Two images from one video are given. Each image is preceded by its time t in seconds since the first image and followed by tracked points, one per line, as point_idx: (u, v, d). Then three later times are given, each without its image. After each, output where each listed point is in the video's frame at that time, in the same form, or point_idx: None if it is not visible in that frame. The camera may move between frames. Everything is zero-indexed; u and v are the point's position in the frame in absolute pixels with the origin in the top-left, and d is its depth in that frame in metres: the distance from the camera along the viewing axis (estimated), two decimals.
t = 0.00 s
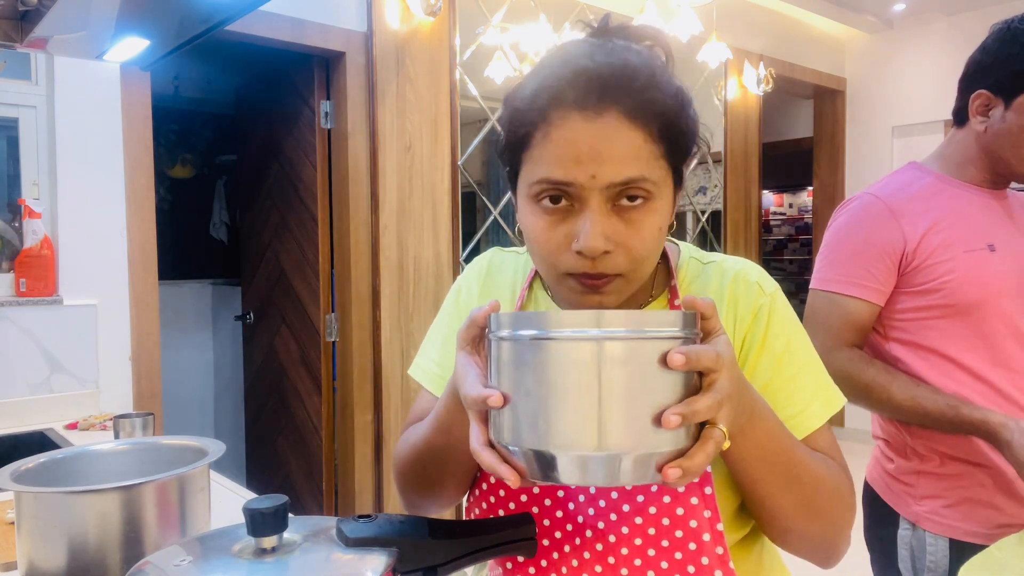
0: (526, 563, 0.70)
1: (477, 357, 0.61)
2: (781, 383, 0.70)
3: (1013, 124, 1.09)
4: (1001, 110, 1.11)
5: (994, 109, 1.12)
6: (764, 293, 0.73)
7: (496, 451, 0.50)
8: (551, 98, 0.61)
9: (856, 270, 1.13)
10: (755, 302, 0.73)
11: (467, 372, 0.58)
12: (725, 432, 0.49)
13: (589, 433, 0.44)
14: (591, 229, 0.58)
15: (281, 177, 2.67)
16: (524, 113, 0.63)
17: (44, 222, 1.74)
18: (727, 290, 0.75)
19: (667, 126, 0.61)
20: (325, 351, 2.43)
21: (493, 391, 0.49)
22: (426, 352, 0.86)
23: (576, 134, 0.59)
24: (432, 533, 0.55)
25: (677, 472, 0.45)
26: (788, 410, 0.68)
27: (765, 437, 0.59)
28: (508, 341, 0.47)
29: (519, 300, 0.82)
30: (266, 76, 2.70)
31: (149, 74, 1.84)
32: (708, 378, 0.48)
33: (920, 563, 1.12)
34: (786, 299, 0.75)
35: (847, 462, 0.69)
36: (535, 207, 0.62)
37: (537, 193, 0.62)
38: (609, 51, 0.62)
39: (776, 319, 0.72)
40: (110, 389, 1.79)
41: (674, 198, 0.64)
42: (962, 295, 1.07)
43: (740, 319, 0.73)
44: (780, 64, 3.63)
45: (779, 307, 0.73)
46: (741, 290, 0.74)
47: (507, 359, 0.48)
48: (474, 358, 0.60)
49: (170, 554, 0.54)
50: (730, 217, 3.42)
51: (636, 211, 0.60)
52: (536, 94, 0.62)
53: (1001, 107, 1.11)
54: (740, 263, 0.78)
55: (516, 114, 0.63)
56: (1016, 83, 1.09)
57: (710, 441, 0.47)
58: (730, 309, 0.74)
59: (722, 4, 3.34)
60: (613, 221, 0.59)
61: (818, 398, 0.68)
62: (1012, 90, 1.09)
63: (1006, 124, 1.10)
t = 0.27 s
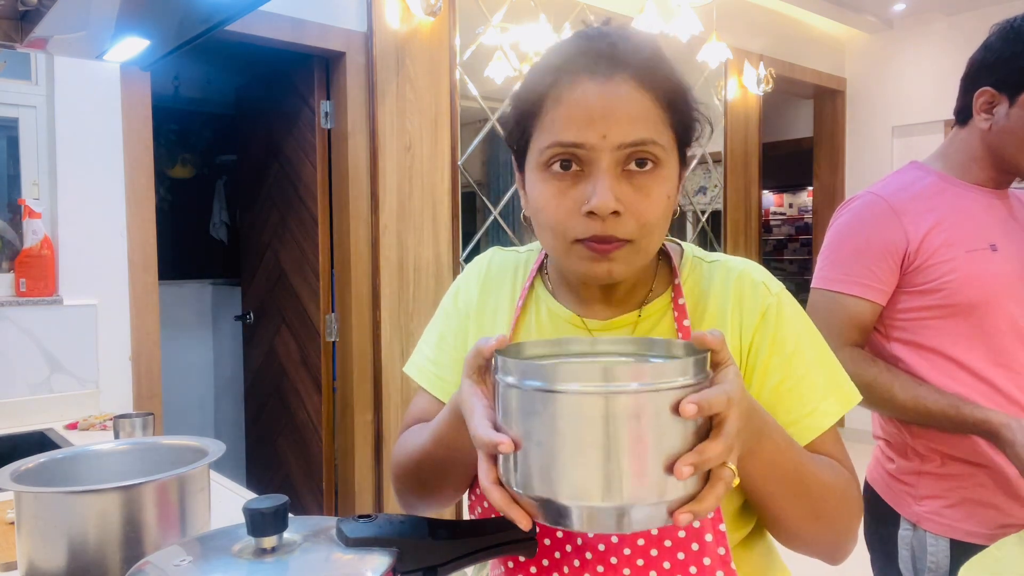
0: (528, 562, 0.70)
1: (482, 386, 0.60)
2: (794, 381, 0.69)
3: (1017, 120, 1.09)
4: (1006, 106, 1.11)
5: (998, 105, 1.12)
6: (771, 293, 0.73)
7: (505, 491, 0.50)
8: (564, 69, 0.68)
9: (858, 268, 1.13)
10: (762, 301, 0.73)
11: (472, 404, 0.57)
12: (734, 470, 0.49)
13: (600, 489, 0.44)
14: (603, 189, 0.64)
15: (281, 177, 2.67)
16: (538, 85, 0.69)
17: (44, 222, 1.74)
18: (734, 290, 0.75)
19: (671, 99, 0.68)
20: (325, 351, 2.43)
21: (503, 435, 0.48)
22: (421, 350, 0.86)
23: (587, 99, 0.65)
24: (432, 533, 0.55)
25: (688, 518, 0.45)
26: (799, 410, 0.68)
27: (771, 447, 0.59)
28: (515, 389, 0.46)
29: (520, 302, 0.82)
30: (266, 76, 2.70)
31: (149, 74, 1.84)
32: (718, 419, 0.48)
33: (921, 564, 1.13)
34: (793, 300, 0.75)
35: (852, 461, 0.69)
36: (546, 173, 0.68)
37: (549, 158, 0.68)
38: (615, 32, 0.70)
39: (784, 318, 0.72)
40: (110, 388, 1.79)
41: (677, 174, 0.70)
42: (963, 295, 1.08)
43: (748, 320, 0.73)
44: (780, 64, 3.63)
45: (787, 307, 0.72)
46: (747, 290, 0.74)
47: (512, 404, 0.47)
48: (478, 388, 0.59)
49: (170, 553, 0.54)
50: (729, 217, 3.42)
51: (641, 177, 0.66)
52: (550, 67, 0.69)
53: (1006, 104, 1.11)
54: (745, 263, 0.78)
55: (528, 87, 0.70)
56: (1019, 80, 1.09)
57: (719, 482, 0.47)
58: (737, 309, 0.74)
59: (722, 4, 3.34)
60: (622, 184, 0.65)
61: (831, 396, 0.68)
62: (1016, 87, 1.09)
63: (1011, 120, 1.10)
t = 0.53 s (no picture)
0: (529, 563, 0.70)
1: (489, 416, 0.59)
2: (804, 381, 0.69)
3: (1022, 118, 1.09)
4: (1012, 104, 1.10)
5: (1003, 104, 1.12)
6: (774, 293, 0.73)
7: (520, 530, 0.50)
8: (575, 54, 0.73)
9: (860, 267, 1.13)
10: (768, 302, 0.73)
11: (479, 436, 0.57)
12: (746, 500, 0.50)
13: (613, 531, 0.44)
14: (613, 166, 0.67)
15: (281, 177, 2.67)
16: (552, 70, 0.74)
17: (45, 222, 1.75)
18: (738, 291, 0.75)
19: (676, 86, 0.73)
20: (325, 351, 2.44)
21: (516, 476, 0.49)
22: (417, 350, 0.87)
23: (597, 80, 0.70)
24: (433, 533, 0.55)
25: (703, 553, 0.47)
26: (813, 408, 0.68)
27: (774, 455, 0.60)
28: (524, 433, 0.47)
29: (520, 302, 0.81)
30: (266, 76, 2.70)
31: (148, 74, 1.84)
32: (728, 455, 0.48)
33: (921, 564, 1.12)
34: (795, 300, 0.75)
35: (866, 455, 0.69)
36: (557, 153, 0.72)
37: (560, 137, 0.72)
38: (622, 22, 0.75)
39: (789, 318, 0.72)
40: (110, 388, 1.79)
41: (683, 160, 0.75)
42: (964, 295, 1.08)
43: (752, 322, 0.72)
44: (780, 64, 3.63)
45: (791, 308, 0.73)
46: (750, 291, 0.74)
47: (522, 448, 0.48)
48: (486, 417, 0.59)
49: (170, 554, 0.54)
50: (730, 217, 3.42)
51: (649, 157, 0.70)
52: (561, 54, 0.74)
53: (1012, 101, 1.10)
54: (746, 263, 0.78)
55: (541, 75, 0.75)
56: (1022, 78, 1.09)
57: (732, 514, 0.48)
58: (742, 311, 0.73)
59: (722, 4, 3.34)
60: (631, 162, 0.69)
61: (842, 391, 0.69)
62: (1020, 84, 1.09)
63: (1018, 118, 1.09)
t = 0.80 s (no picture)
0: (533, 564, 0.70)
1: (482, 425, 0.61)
2: (803, 380, 0.70)
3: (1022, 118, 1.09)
4: (1012, 105, 1.11)
5: (1003, 105, 1.12)
6: (773, 293, 0.73)
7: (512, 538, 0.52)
8: (578, 50, 0.75)
9: (862, 267, 1.13)
10: (766, 301, 0.73)
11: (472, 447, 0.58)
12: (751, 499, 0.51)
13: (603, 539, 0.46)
14: (619, 155, 0.68)
15: (281, 177, 2.67)
16: (556, 66, 0.76)
17: (45, 222, 1.75)
18: (737, 291, 0.75)
19: (677, 83, 0.76)
20: (325, 351, 2.44)
21: (505, 488, 0.50)
22: (415, 353, 0.87)
23: (602, 74, 0.72)
24: (433, 533, 0.56)
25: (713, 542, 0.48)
26: (813, 408, 0.68)
27: (776, 457, 0.60)
28: (514, 445, 0.48)
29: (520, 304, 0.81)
30: (266, 76, 2.70)
31: (148, 74, 1.84)
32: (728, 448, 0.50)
33: (921, 564, 1.12)
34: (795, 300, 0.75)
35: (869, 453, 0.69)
36: (562, 145, 0.73)
37: (566, 129, 0.73)
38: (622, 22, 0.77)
39: (788, 317, 0.72)
40: (110, 388, 1.79)
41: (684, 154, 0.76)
42: (964, 296, 1.08)
43: (751, 322, 0.73)
44: (780, 64, 3.63)
45: (789, 308, 0.73)
46: (749, 292, 0.74)
47: (512, 460, 0.49)
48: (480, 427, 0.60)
49: (170, 554, 0.54)
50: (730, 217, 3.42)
51: (652, 148, 0.72)
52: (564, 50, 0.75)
53: (1012, 102, 1.11)
54: (744, 264, 0.78)
55: (545, 72, 0.77)
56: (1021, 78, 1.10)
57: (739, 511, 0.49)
58: (741, 311, 0.74)
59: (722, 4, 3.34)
60: (637, 153, 0.70)
61: (841, 392, 0.69)
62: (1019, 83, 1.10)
63: (1019, 119, 1.10)
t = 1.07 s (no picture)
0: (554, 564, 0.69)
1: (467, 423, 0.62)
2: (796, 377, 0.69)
3: (1015, 115, 1.09)
4: (1003, 101, 1.11)
5: (994, 101, 1.12)
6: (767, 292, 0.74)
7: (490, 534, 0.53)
8: (568, 50, 0.75)
9: (861, 268, 1.12)
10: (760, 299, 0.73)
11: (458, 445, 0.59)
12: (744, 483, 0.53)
13: (583, 533, 0.46)
14: (611, 151, 0.69)
15: (281, 177, 2.67)
16: (546, 67, 0.76)
17: (44, 222, 1.75)
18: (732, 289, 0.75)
19: (667, 78, 0.76)
20: (325, 351, 2.44)
21: (481, 483, 0.52)
22: (415, 357, 0.87)
23: (591, 72, 0.72)
24: (432, 533, 0.57)
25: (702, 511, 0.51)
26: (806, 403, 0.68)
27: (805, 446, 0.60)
28: (492, 441, 0.49)
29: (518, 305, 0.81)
30: (266, 76, 2.70)
31: (149, 74, 1.84)
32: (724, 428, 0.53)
33: (921, 564, 1.12)
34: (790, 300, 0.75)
35: (875, 446, 0.68)
36: (554, 143, 0.73)
37: (557, 127, 0.73)
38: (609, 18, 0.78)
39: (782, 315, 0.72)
40: (110, 388, 1.79)
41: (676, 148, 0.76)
42: (963, 296, 1.08)
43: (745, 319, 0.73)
44: (780, 64, 3.63)
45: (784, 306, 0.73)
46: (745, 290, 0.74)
47: (492, 456, 0.50)
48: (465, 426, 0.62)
49: (169, 554, 0.54)
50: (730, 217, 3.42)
51: (644, 143, 0.72)
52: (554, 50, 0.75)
53: (1002, 99, 1.11)
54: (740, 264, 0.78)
55: (535, 72, 0.77)
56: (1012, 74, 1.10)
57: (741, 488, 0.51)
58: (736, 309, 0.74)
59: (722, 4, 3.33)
60: (629, 149, 0.71)
61: (838, 388, 0.69)
62: (1010, 81, 1.10)
63: (1009, 115, 1.10)
